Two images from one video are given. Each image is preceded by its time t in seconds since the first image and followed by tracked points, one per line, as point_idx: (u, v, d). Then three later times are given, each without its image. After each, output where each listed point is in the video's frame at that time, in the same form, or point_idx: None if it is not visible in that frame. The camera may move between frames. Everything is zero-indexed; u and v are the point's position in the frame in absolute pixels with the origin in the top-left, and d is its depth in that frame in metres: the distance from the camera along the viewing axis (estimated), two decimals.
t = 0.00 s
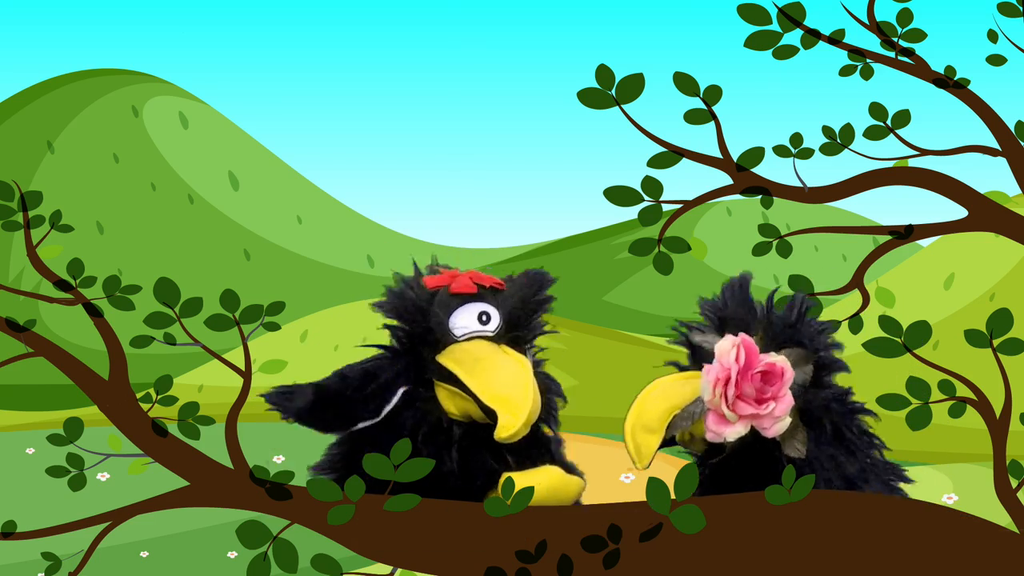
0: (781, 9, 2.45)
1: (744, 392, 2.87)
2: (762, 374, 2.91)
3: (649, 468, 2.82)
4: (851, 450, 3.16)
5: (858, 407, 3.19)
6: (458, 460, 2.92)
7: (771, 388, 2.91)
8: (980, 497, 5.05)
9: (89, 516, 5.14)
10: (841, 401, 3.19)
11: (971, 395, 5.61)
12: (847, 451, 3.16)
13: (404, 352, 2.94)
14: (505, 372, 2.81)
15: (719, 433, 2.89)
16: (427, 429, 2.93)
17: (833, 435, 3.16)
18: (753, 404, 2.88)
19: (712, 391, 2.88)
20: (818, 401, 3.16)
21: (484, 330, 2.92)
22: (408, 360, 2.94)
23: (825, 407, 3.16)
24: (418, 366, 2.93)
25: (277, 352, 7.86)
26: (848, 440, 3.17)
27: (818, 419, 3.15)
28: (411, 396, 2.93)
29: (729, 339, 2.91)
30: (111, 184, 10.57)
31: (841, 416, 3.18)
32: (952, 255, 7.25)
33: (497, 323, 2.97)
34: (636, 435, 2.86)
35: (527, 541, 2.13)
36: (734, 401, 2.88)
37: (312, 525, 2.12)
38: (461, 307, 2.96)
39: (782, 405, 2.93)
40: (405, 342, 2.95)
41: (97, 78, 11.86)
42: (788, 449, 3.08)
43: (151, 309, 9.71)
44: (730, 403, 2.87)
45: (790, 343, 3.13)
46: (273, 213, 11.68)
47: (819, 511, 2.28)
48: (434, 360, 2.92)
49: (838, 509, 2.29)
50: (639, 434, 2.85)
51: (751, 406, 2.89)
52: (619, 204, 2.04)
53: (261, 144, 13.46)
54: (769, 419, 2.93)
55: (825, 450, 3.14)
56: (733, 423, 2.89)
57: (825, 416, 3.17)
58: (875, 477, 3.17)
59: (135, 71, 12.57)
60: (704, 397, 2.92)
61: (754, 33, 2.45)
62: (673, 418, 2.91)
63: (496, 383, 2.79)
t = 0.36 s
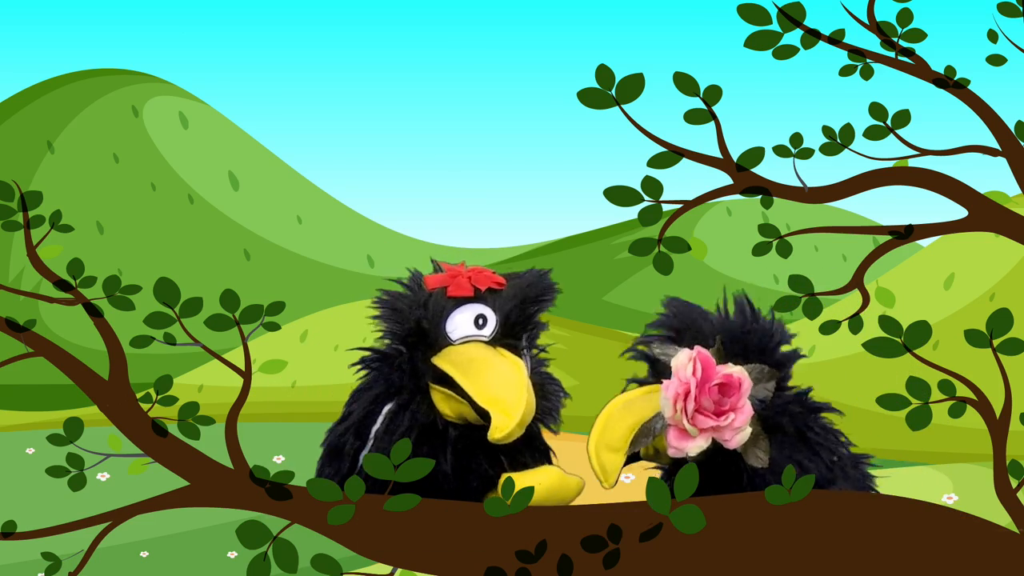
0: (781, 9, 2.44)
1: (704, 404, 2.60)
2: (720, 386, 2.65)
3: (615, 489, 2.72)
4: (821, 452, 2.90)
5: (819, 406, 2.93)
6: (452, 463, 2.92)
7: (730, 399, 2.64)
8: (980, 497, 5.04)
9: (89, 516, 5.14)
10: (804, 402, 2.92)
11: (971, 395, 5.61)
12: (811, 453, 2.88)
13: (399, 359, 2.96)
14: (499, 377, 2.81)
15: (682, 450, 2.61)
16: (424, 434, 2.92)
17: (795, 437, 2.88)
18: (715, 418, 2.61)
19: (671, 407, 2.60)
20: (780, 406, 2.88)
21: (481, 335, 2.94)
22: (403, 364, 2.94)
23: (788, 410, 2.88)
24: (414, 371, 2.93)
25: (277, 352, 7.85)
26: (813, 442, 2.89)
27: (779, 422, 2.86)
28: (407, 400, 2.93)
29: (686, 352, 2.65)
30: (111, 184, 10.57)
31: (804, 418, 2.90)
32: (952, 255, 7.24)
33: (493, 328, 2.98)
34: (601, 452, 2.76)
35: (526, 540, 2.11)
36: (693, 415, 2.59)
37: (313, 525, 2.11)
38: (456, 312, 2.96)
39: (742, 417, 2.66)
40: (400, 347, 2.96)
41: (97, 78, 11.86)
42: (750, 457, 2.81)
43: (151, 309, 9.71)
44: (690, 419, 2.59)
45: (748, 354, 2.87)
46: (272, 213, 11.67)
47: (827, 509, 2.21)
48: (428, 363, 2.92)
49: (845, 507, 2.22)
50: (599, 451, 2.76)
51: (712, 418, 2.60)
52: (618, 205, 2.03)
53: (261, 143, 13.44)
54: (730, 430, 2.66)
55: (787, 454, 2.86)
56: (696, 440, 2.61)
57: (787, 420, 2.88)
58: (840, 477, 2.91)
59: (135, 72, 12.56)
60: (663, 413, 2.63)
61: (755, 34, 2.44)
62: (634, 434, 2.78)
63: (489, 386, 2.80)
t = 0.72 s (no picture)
0: (781, 9, 2.43)
1: (684, 407, 2.45)
2: (700, 388, 2.49)
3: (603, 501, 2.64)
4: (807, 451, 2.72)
5: (804, 406, 2.77)
6: (447, 472, 2.87)
7: (712, 400, 2.49)
8: (979, 497, 5.04)
9: (89, 517, 5.15)
10: (786, 401, 2.76)
11: (971, 395, 5.61)
12: (797, 454, 2.70)
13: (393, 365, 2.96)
14: (484, 377, 2.77)
15: (666, 454, 2.46)
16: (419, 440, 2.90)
17: (779, 438, 2.71)
18: (696, 420, 2.46)
19: (649, 411, 2.46)
20: (762, 407, 2.71)
21: (471, 334, 2.90)
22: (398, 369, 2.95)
23: (771, 410, 2.71)
24: (409, 375, 2.93)
25: (277, 352, 7.85)
26: (799, 442, 2.72)
27: (762, 422, 2.69)
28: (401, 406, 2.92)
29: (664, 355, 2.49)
30: (111, 184, 10.57)
31: (788, 417, 2.73)
32: (952, 255, 7.23)
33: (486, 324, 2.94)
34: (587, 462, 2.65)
35: (526, 540, 2.11)
36: (673, 419, 2.45)
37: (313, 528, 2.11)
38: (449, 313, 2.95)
39: (726, 418, 2.50)
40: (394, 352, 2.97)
41: (97, 78, 11.85)
42: (735, 458, 2.63)
43: (151, 309, 9.71)
44: (670, 421, 2.45)
45: (728, 353, 2.72)
46: (273, 213, 11.67)
47: (826, 509, 2.20)
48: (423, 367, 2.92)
49: (844, 507, 2.21)
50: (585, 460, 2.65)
51: (694, 421, 2.45)
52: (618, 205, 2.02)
53: (260, 143, 13.44)
54: (714, 432, 2.50)
55: (773, 455, 2.68)
56: (680, 442, 2.46)
57: (771, 419, 2.71)
58: (832, 481, 2.73)
59: (135, 72, 12.55)
60: (643, 418, 2.50)
61: (755, 34, 2.44)
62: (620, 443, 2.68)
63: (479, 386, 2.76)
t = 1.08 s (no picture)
0: (781, 9, 2.43)
1: (681, 409, 2.45)
2: (697, 389, 2.49)
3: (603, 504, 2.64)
4: (807, 450, 2.72)
5: (802, 405, 2.76)
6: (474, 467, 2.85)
7: (710, 401, 2.50)
8: (979, 497, 5.04)
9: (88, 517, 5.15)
10: (784, 400, 2.75)
11: (971, 395, 5.61)
12: (797, 453, 2.70)
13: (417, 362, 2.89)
14: (532, 360, 2.71)
15: (664, 457, 2.47)
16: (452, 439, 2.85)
17: (777, 437, 2.70)
18: (693, 422, 2.46)
19: (647, 413, 2.46)
20: (760, 407, 2.71)
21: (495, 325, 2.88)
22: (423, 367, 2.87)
23: (768, 409, 2.70)
24: (436, 374, 2.86)
25: (277, 352, 7.84)
26: (797, 442, 2.71)
27: (759, 421, 2.68)
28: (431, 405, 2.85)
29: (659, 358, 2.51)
30: (111, 184, 10.56)
31: (785, 417, 2.72)
32: (952, 255, 7.23)
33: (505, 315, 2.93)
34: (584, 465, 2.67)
35: (526, 540, 2.11)
36: (671, 421, 2.45)
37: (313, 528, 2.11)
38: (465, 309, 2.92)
39: (724, 418, 2.50)
40: (418, 350, 2.89)
41: (97, 78, 11.85)
42: (733, 457, 2.63)
43: (151, 309, 9.71)
44: (668, 423, 2.44)
45: (723, 355, 2.72)
46: (273, 213, 11.66)
47: (824, 510, 2.20)
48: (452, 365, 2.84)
49: (844, 507, 2.21)
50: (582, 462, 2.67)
51: (692, 423, 2.45)
52: (618, 205, 2.01)
53: (260, 143, 13.43)
54: (712, 433, 2.50)
55: (772, 455, 2.67)
56: (678, 444, 2.46)
57: (769, 419, 2.70)
58: (832, 480, 2.72)
59: (135, 72, 12.54)
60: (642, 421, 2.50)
61: (755, 34, 2.43)
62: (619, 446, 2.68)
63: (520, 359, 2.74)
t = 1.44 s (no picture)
0: (781, 9, 2.43)
1: (680, 409, 2.44)
2: (695, 390, 2.48)
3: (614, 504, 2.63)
4: (807, 451, 2.70)
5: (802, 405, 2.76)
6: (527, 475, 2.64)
7: (709, 401, 2.48)
8: (979, 497, 5.04)
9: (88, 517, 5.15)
10: (783, 400, 2.75)
11: (971, 395, 5.61)
12: (796, 453, 2.69)
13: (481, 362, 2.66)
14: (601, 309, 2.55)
15: (664, 458, 2.46)
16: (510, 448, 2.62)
17: (777, 438, 2.69)
18: (693, 421, 2.45)
19: (645, 415, 2.45)
20: (760, 407, 2.70)
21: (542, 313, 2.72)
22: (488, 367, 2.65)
23: (767, 409, 2.70)
24: (502, 376, 2.62)
25: (277, 352, 7.83)
26: (797, 442, 2.70)
27: (758, 422, 2.67)
28: (492, 408, 2.62)
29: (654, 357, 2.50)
30: (111, 184, 10.56)
31: (785, 417, 2.71)
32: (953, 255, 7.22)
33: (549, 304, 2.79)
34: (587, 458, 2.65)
35: (526, 540, 2.11)
36: (670, 422, 2.45)
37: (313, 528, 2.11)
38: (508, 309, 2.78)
39: (723, 418, 2.49)
40: (484, 350, 2.66)
41: (97, 78, 11.85)
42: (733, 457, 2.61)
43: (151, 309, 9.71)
44: (666, 424, 2.44)
45: (721, 355, 2.73)
46: (273, 213, 11.66)
47: (824, 510, 2.20)
48: (517, 364, 2.61)
49: (844, 507, 2.21)
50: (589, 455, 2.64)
51: (691, 424, 2.44)
52: (618, 206, 2.01)
53: (260, 143, 13.42)
54: (712, 433, 2.48)
55: (771, 456, 2.66)
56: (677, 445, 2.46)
57: (768, 419, 2.69)
58: (832, 480, 2.71)
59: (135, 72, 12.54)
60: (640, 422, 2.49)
61: (755, 34, 2.43)
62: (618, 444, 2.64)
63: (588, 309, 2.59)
